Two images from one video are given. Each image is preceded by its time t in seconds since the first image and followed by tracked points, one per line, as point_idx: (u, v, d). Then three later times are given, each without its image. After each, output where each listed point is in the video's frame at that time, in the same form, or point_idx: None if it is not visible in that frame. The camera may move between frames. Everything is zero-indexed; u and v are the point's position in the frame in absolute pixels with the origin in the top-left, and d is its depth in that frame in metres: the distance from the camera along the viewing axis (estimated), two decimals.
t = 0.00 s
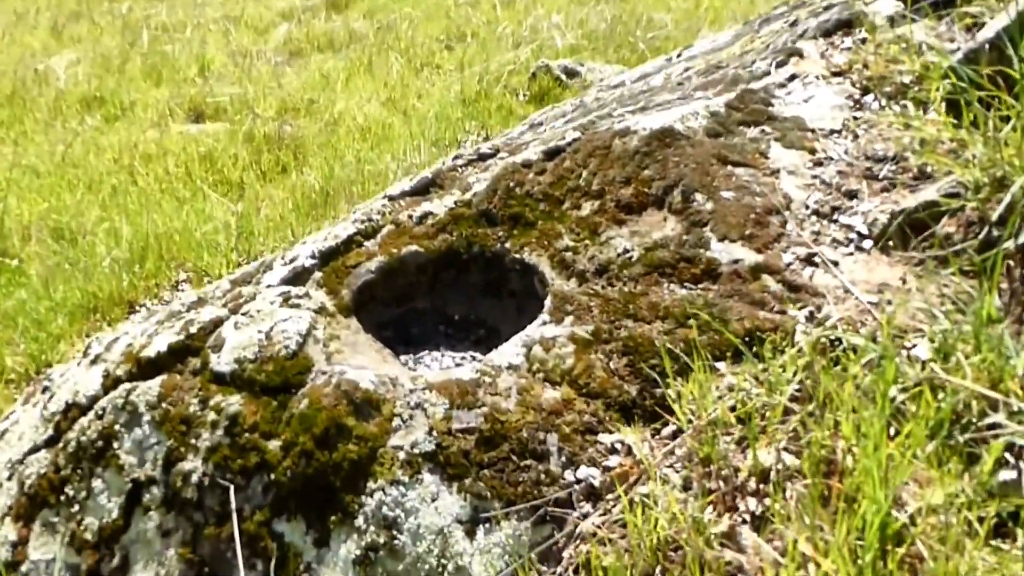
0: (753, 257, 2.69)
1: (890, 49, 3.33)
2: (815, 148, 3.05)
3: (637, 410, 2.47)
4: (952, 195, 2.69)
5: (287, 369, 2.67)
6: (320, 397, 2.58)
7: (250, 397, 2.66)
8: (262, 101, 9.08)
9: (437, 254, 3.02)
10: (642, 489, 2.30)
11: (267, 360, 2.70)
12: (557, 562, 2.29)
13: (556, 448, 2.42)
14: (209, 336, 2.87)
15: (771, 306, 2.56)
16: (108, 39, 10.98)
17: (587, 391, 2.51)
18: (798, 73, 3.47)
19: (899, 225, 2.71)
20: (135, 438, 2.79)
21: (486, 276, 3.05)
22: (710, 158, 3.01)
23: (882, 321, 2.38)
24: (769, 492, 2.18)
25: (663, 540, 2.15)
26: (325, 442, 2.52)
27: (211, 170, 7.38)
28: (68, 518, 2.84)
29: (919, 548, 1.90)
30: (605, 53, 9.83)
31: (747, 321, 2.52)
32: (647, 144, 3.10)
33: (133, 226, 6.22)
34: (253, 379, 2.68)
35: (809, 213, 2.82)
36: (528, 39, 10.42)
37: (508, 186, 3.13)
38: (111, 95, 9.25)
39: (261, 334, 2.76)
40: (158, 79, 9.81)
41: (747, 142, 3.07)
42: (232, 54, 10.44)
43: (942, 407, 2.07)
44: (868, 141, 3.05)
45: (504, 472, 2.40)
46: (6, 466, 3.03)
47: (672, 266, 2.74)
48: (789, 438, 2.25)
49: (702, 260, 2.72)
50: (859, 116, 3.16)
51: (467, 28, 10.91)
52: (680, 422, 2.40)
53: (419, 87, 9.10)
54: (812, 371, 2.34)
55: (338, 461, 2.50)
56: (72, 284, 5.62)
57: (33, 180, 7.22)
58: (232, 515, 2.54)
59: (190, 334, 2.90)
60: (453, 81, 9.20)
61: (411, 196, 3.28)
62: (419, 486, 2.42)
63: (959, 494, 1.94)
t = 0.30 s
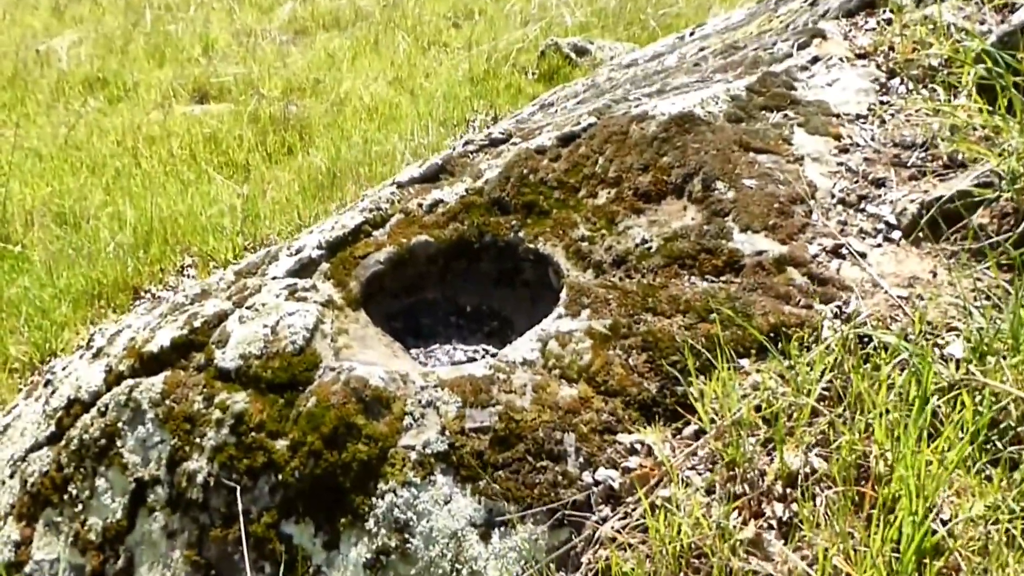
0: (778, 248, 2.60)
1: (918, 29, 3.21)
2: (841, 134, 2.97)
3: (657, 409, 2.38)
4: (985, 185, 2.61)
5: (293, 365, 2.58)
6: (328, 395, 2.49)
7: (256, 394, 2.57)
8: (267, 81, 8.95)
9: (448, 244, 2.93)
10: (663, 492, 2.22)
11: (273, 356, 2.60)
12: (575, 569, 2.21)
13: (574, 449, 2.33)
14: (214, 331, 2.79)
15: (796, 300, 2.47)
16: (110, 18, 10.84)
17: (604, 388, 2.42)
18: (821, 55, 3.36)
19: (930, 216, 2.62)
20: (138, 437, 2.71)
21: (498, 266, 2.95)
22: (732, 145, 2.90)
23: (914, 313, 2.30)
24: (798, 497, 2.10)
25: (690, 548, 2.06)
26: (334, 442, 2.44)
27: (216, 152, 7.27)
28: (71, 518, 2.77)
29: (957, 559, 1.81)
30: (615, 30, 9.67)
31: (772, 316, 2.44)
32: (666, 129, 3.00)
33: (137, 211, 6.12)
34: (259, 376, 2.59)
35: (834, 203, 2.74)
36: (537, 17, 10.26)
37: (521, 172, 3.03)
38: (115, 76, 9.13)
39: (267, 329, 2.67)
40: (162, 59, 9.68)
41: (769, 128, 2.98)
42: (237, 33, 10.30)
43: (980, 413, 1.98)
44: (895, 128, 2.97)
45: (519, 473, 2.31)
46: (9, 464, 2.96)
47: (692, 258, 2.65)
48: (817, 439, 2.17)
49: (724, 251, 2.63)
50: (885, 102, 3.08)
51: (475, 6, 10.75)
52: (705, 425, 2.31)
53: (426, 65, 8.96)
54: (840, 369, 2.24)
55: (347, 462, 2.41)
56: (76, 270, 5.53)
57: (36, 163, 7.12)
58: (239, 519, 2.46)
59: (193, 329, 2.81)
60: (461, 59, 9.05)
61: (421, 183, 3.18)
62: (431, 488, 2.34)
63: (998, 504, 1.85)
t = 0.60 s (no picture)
0: (809, 242, 2.50)
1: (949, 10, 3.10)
2: (872, 121, 2.90)
3: (684, 411, 2.27)
4: None
5: (299, 365, 2.45)
6: (337, 396, 2.37)
7: (260, 395, 2.45)
8: (263, 61, 8.78)
9: (459, 236, 2.80)
10: (692, 501, 2.11)
11: (278, 354, 2.48)
12: None
13: (596, 454, 2.22)
14: (215, 328, 2.67)
15: (829, 297, 2.37)
16: None
17: (628, 389, 2.31)
18: (849, 37, 3.30)
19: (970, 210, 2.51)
20: (138, 438, 2.58)
21: (510, 259, 2.83)
22: (758, 131, 2.80)
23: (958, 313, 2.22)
24: (837, 508, 1.99)
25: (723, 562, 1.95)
26: (344, 447, 2.32)
27: (212, 134, 7.11)
28: (70, 522, 2.64)
29: None
30: (617, 8, 9.49)
31: (803, 314, 2.34)
32: (687, 114, 2.88)
33: (132, 196, 5.97)
34: (264, 376, 2.47)
35: (867, 192, 2.65)
36: None
37: (535, 160, 2.89)
38: (108, 56, 8.94)
39: (271, 326, 2.55)
40: (155, 39, 9.49)
41: (796, 113, 2.91)
42: (231, 13, 10.11)
43: None
44: (929, 115, 2.89)
45: (539, 481, 2.19)
46: (6, 465, 2.84)
47: (717, 251, 2.54)
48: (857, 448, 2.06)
49: (751, 244, 2.52)
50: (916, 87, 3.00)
51: None
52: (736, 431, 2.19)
53: (426, 45, 8.79)
54: (881, 372, 2.14)
55: (357, 467, 2.29)
56: (71, 258, 5.37)
57: (29, 147, 6.96)
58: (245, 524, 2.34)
59: (194, 325, 2.69)
60: (461, 38, 8.88)
61: (429, 170, 3.04)
62: (447, 494, 2.22)
63: None
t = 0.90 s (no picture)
0: (844, 233, 2.40)
1: None
2: (906, 102, 2.85)
3: (713, 415, 2.16)
4: None
5: (304, 363, 2.31)
6: (345, 397, 2.23)
7: (263, 395, 2.30)
8: (248, 27, 8.52)
9: (468, 223, 2.65)
10: (726, 511, 2.00)
11: (281, 352, 2.33)
12: None
13: (622, 460, 2.10)
14: (213, 322, 2.51)
15: (867, 292, 2.28)
16: None
17: (654, 392, 2.19)
18: (876, 11, 3.25)
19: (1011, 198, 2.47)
20: (134, 438, 2.41)
21: (522, 247, 2.68)
22: (787, 113, 2.73)
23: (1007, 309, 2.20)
24: (882, 522, 1.90)
25: None
26: (353, 451, 2.17)
27: (197, 104, 6.88)
28: (65, 522, 2.51)
29: None
30: None
31: (841, 310, 2.24)
32: (710, 94, 2.78)
33: (115, 169, 5.74)
34: (266, 374, 2.32)
35: (903, 179, 2.59)
36: None
37: (548, 143, 2.74)
38: (87, 22, 8.66)
39: (272, 321, 2.40)
40: (135, 5, 9.19)
41: (825, 93, 2.84)
42: None
43: None
44: (964, 97, 2.86)
45: (563, 489, 2.07)
46: None
47: (744, 242, 2.42)
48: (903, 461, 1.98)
49: (781, 236, 2.41)
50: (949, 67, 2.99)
51: None
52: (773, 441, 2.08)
53: (414, 12, 8.55)
54: (929, 378, 2.07)
55: (368, 473, 2.14)
56: (53, 235, 5.14)
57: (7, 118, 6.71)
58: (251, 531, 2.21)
59: (191, 318, 2.52)
60: (450, 5, 8.65)
61: (434, 152, 2.88)
62: (464, 502, 2.09)
63: None
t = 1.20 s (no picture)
0: (869, 220, 2.32)
1: None
2: (926, 82, 2.78)
3: (739, 414, 2.07)
4: None
5: (308, 365, 2.20)
6: (352, 401, 2.12)
7: (265, 399, 2.19)
8: (225, 5, 8.30)
9: (473, 214, 2.54)
10: (757, 515, 1.92)
11: (283, 353, 2.22)
12: None
13: (645, 463, 2.01)
14: (210, 321, 2.38)
15: (895, 282, 2.21)
16: None
17: (676, 391, 2.10)
18: None
19: None
20: (130, 444, 2.29)
21: (530, 240, 2.58)
22: (805, 94, 2.64)
23: None
24: (922, 525, 1.84)
25: None
26: (362, 457, 2.07)
27: (176, 84, 6.69)
28: (59, 532, 2.36)
29: None
30: None
31: (870, 302, 2.17)
32: (724, 75, 2.69)
33: (95, 153, 5.54)
34: (268, 377, 2.20)
35: (927, 161, 2.51)
36: None
37: (555, 129, 2.64)
38: (60, 1, 8.41)
39: (273, 321, 2.29)
40: None
41: (844, 72, 2.76)
42: None
43: None
44: (986, 74, 2.80)
45: (585, 495, 1.98)
46: None
47: (765, 230, 2.33)
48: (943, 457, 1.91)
49: (803, 224, 2.32)
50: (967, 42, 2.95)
51: None
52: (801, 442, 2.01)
53: None
54: (966, 374, 1.99)
55: (379, 480, 2.04)
56: (32, 222, 4.95)
57: None
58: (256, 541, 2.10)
59: (187, 318, 2.39)
60: None
61: (435, 140, 2.78)
62: (480, 510, 2.00)
63: None
